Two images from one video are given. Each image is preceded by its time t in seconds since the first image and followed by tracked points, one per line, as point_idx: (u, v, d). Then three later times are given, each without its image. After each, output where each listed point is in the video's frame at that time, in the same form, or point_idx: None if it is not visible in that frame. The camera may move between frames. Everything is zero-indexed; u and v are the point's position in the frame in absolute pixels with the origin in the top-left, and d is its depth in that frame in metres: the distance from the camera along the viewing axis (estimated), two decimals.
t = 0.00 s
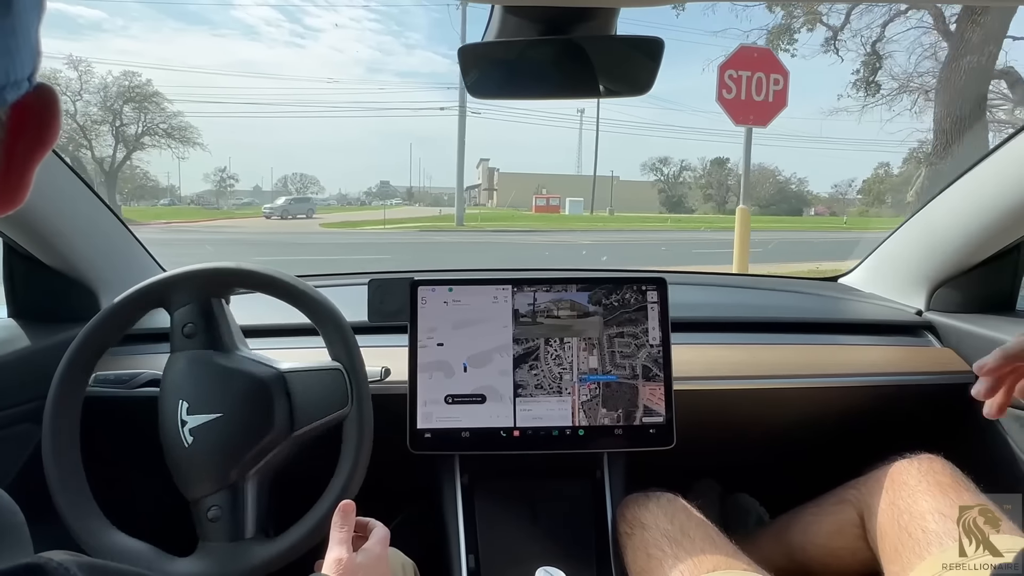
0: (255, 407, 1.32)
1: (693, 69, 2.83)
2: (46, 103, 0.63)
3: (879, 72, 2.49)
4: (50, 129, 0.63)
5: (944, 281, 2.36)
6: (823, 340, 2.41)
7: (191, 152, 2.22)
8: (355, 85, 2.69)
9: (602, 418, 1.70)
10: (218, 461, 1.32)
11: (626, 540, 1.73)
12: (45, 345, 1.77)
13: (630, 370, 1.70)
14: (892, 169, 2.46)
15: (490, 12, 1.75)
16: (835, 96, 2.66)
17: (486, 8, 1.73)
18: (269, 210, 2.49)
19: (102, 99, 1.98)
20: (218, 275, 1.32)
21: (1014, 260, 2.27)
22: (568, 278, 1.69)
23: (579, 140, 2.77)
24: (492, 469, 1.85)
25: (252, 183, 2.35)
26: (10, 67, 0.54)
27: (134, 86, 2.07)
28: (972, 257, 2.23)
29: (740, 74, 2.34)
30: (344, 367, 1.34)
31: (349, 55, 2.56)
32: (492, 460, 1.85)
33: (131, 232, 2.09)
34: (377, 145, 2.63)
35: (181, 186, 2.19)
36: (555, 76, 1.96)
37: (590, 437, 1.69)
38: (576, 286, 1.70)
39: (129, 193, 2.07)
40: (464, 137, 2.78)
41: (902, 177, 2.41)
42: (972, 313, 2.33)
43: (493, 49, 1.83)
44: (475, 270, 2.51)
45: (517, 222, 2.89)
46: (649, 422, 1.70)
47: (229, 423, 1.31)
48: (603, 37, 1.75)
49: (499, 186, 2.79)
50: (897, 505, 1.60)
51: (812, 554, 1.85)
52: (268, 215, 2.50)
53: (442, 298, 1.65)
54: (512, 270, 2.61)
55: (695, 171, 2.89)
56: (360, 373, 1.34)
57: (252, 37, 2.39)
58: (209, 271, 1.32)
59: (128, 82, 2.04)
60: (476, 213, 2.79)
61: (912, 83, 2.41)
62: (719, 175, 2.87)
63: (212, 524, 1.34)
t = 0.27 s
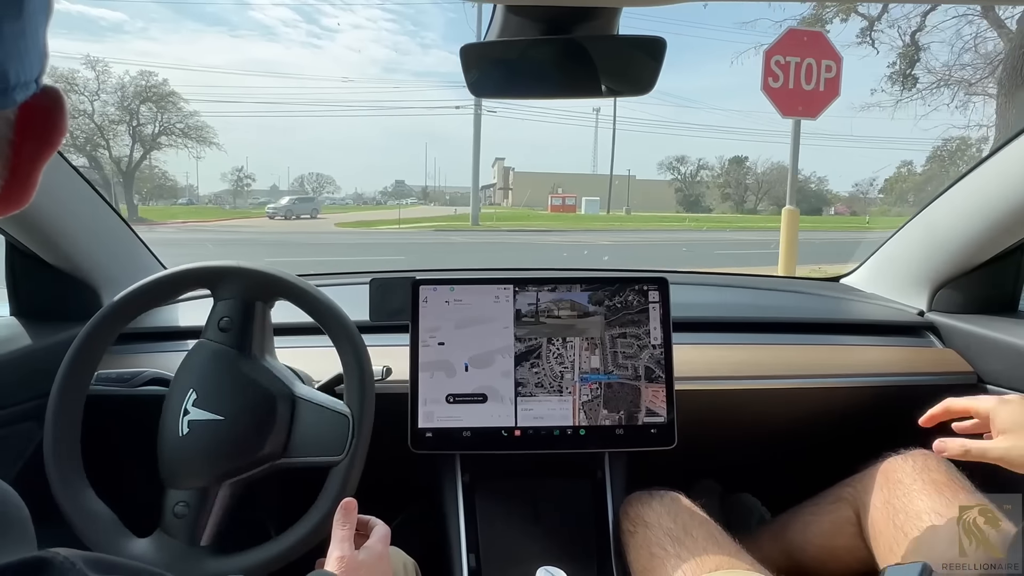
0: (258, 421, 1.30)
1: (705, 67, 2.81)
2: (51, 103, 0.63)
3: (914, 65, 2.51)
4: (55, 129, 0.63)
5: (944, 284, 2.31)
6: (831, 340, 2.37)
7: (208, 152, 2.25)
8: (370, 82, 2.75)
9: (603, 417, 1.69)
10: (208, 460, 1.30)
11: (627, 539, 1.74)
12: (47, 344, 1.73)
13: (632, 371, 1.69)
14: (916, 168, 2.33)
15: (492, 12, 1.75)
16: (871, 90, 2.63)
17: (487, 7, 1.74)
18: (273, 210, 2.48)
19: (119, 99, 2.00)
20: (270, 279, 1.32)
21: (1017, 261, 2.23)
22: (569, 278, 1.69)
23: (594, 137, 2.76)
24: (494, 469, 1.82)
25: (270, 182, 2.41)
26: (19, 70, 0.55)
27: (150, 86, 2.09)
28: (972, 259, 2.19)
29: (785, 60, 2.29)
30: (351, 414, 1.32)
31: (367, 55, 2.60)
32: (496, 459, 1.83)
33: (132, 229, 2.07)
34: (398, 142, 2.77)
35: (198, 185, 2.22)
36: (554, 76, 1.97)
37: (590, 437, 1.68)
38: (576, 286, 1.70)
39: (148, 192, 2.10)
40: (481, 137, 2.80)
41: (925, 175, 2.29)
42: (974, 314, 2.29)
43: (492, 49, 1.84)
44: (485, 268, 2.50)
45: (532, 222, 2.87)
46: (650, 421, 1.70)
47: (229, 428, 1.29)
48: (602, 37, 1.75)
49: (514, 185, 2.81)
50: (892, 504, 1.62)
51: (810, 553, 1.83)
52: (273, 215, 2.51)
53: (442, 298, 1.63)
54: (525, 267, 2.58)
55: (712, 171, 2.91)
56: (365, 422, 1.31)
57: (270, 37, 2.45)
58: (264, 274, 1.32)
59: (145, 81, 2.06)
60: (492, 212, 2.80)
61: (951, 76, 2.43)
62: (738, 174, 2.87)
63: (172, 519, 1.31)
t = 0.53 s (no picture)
0: (253, 438, 1.31)
1: (717, 65, 2.80)
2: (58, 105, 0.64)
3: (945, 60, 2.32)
4: (62, 132, 0.65)
5: (950, 283, 2.33)
6: (839, 341, 2.34)
7: (218, 153, 2.26)
8: (381, 81, 2.78)
9: (606, 417, 1.68)
10: (196, 456, 1.30)
11: (636, 537, 1.74)
12: (55, 342, 1.75)
13: (636, 370, 1.69)
14: (933, 166, 2.28)
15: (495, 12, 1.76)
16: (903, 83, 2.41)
17: (490, 6, 1.74)
18: (270, 211, 2.48)
19: (131, 99, 2.01)
20: (320, 304, 1.33)
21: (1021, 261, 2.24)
22: (573, 278, 1.68)
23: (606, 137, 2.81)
24: (496, 468, 1.82)
25: (283, 181, 2.46)
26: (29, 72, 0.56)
27: (162, 85, 2.09)
28: (972, 261, 2.23)
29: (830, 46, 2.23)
30: (341, 473, 1.33)
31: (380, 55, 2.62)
32: (498, 459, 1.82)
33: (135, 229, 2.08)
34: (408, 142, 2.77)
35: (211, 185, 2.25)
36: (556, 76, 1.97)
37: (593, 437, 1.68)
38: (579, 286, 1.69)
39: (162, 191, 2.12)
40: (492, 136, 2.68)
41: (942, 176, 2.25)
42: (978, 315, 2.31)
43: (495, 50, 1.83)
44: (491, 267, 2.49)
45: (543, 221, 2.88)
46: (652, 421, 1.69)
47: (226, 432, 1.30)
48: (605, 36, 1.77)
49: (526, 184, 2.78)
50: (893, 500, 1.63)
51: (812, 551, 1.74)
52: (272, 215, 2.50)
53: (445, 298, 1.63)
54: (533, 267, 2.56)
55: (726, 169, 2.86)
56: (349, 487, 1.32)
57: (282, 37, 2.46)
58: (318, 296, 1.34)
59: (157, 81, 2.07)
60: (503, 211, 2.80)
61: (984, 71, 2.28)
62: (752, 173, 2.78)
63: (135, 498, 1.31)
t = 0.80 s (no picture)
0: (247, 449, 1.32)
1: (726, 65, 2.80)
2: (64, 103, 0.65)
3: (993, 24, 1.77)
4: (69, 131, 0.65)
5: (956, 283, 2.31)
6: (847, 342, 2.32)
7: (226, 153, 2.28)
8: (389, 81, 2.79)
9: (611, 417, 1.68)
10: (190, 446, 1.31)
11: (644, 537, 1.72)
12: (59, 342, 1.76)
13: (641, 371, 1.68)
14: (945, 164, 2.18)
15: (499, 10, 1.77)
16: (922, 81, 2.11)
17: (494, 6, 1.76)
18: (269, 210, 2.46)
19: (139, 100, 2.03)
20: (353, 343, 1.35)
21: None
22: (577, 278, 1.68)
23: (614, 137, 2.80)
24: (500, 468, 1.81)
25: (292, 181, 2.47)
26: (42, 72, 0.58)
27: (171, 85, 2.11)
28: (983, 258, 2.21)
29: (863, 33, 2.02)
30: (310, 518, 1.32)
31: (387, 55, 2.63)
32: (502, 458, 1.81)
33: (140, 229, 2.09)
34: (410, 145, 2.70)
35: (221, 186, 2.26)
36: (557, 75, 1.96)
37: (597, 437, 1.67)
38: (582, 286, 1.69)
39: (171, 191, 2.14)
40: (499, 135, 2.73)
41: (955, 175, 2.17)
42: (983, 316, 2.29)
43: (499, 49, 1.82)
44: (498, 267, 2.47)
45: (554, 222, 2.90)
46: (657, 421, 1.68)
47: (223, 434, 1.31)
48: (609, 35, 1.76)
49: (533, 183, 2.78)
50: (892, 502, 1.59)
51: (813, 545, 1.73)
52: (268, 215, 2.48)
53: (448, 297, 1.63)
54: (541, 267, 2.55)
55: (736, 168, 2.79)
56: (312, 535, 1.31)
57: (290, 38, 2.47)
58: (356, 335, 1.35)
59: (164, 81, 2.09)
60: (511, 211, 2.80)
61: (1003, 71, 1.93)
62: (761, 172, 2.76)
63: (117, 465, 1.31)
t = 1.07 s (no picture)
0: (244, 453, 1.32)
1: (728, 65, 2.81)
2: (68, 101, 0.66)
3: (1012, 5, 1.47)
4: (72, 128, 0.66)
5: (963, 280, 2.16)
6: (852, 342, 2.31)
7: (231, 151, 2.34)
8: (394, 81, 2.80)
9: (615, 417, 1.67)
10: (191, 438, 1.31)
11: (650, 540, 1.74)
12: (65, 342, 1.76)
13: (645, 371, 1.68)
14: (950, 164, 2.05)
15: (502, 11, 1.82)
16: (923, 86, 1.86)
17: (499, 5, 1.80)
18: (263, 211, 2.47)
19: (144, 100, 2.05)
20: (368, 366, 1.37)
21: None
22: (581, 278, 1.68)
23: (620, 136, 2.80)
24: (503, 467, 1.80)
25: (297, 182, 2.53)
26: (38, 68, 0.57)
27: (175, 85, 2.15)
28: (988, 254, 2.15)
29: None
30: (290, 534, 1.33)
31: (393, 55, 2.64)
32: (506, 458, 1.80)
33: (146, 229, 2.06)
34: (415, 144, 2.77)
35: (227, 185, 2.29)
36: (562, 76, 1.96)
37: (601, 437, 1.67)
38: (586, 286, 1.68)
39: (176, 192, 2.16)
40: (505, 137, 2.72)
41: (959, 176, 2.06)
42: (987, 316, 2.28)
43: (504, 50, 1.82)
44: (503, 266, 2.47)
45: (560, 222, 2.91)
46: (661, 421, 1.68)
47: (224, 435, 1.31)
48: (612, 35, 1.76)
49: (538, 183, 2.83)
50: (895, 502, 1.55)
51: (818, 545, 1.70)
52: (265, 216, 2.50)
53: (452, 297, 1.64)
54: (546, 267, 2.54)
55: (743, 169, 2.78)
56: (289, 552, 1.32)
57: (296, 37, 2.60)
58: (374, 360, 1.36)
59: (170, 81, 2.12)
60: (516, 211, 2.79)
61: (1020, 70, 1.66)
62: (768, 172, 2.78)
63: (117, 443, 1.32)
